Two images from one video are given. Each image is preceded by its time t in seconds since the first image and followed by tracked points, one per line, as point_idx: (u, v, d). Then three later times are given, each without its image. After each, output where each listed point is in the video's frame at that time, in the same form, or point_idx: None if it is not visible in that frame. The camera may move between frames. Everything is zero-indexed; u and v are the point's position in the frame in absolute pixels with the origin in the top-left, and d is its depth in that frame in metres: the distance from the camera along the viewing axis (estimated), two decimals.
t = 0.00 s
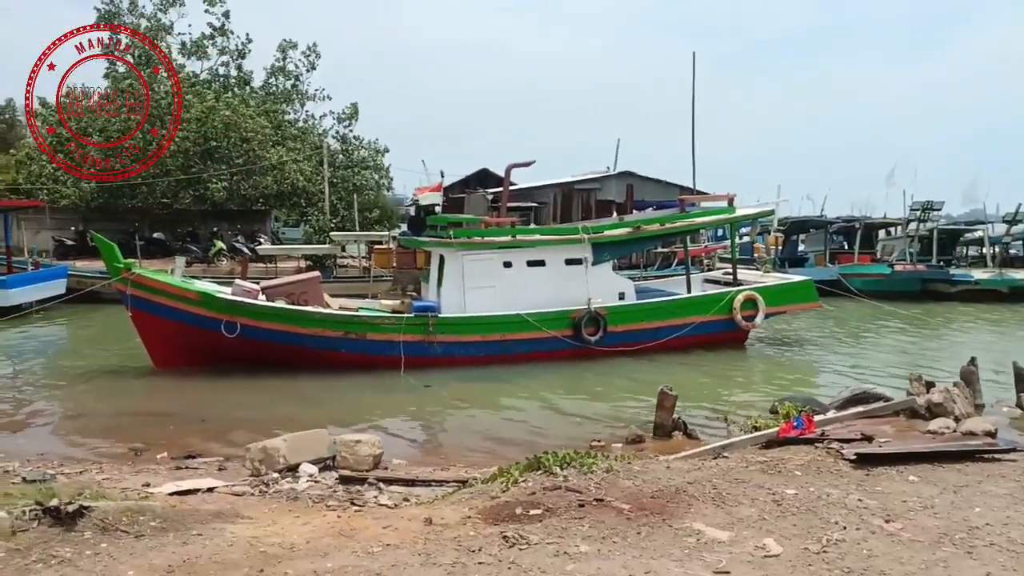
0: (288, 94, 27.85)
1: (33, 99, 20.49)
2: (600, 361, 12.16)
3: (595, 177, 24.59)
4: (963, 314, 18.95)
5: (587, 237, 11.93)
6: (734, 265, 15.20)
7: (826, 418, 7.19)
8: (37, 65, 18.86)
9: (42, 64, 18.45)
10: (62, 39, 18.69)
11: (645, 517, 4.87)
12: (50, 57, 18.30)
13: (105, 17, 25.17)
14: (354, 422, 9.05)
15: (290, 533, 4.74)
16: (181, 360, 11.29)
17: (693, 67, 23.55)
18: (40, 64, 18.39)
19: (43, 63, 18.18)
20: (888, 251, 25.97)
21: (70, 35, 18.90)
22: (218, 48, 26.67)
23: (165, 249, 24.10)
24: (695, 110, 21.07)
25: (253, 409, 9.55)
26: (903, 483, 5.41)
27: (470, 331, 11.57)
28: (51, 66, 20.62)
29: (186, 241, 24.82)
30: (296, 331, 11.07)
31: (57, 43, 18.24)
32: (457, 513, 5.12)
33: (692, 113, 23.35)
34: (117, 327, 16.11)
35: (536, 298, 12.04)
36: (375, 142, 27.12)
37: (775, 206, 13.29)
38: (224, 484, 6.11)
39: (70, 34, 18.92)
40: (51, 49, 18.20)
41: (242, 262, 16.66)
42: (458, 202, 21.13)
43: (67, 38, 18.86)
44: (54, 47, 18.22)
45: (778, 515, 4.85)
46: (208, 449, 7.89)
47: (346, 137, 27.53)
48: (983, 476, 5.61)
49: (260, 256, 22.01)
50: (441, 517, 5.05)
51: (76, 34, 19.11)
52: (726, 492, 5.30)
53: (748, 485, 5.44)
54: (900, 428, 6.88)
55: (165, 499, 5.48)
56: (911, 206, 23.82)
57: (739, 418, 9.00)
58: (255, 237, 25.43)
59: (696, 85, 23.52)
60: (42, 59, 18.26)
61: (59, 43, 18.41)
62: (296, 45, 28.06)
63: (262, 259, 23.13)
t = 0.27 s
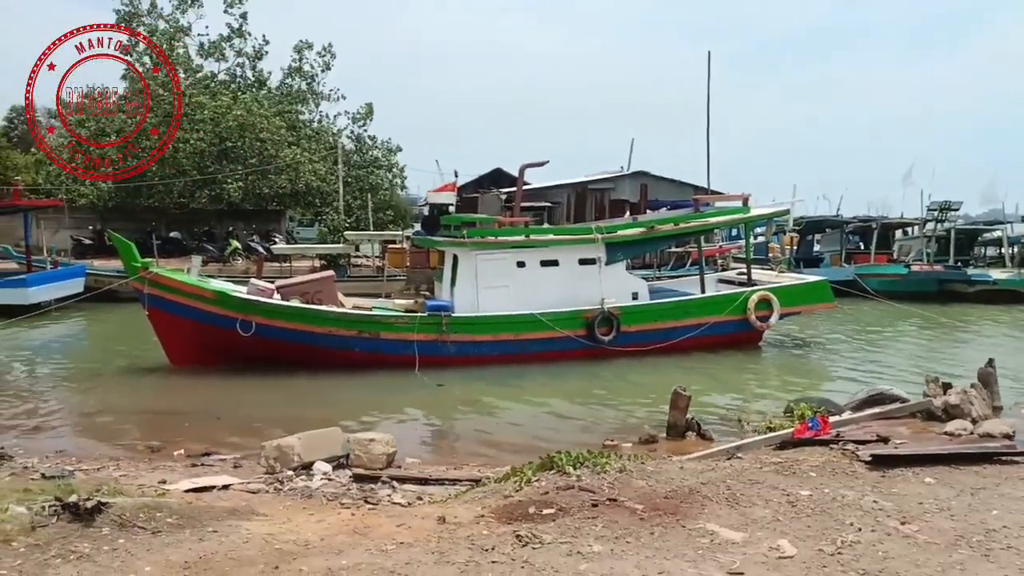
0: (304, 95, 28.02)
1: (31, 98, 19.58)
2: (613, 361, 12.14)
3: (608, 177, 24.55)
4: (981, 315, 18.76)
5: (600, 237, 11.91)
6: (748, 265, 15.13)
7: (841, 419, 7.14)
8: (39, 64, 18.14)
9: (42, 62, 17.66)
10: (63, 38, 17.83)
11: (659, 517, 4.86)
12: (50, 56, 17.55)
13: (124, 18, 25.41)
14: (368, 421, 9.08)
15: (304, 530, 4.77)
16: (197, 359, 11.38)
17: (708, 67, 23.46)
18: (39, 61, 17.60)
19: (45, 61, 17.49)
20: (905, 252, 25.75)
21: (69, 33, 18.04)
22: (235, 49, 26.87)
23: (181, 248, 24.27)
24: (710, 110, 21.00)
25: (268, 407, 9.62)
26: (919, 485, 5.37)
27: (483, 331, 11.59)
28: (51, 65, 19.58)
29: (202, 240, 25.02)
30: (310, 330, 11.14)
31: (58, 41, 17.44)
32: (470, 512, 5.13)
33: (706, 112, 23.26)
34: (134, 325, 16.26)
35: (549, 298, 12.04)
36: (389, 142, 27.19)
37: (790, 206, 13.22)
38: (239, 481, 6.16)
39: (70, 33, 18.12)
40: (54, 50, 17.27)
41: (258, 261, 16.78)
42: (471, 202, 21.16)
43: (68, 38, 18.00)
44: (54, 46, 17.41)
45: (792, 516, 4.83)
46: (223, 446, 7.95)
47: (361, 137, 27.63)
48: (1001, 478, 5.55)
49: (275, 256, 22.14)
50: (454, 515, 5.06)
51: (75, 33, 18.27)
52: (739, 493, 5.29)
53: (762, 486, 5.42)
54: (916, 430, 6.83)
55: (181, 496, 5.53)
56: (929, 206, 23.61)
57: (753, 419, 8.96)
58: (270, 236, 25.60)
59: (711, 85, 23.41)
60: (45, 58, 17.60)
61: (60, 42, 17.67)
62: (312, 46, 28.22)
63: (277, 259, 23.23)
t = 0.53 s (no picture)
0: (323, 95, 28.19)
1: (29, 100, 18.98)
2: (631, 361, 12.11)
3: (626, 177, 24.46)
4: (1005, 317, 18.50)
5: (618, 237, 11.88)
6: (767, 267, 15.02)
7: (861, 422, 7.07)
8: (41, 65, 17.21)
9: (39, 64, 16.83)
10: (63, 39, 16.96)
11: (677, 519, 4.84)
12: (50, 56, 16.71)
13: (147, 20, 25.68)
14: (385, 420, 9.11)
15: (324, 527, 4.80)
16: (217, 357, 11.48)
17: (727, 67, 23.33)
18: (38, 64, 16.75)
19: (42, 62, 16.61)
20: (927, 253, 25.44)
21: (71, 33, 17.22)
22: (256, 51, 27.09)
23: (202, 248, 24.47)
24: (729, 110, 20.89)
25: (287, 405, 9.68)
26: (942, 488, 5.31)
27: (501, 331, 11.59)
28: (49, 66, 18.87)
29: (222, 239, 25.21)
30: (329, 329, 11.20)
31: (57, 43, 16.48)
32: (487, 511, 5.14)
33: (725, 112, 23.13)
34: (155, 323, 16.42)
35: (566, 298, 12.03)
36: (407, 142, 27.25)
37: (810, 206, 13.11)
38: (259, 478, 6.21)
39: (71, 32, 17.38)
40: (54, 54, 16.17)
41: (277, 260, 16.89)
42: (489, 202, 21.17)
43: (67, 38, 17.32)
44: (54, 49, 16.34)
45: (812, 519, 4.80)
46: (242, 443, 8.02)
47: (379, 137, 27.73)
48: None
49: (294, 255, 22.26)
50: (472, 515, 5.07)
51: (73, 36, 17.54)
52: (759, 495, 5.25)
53: (781, 488, 5.38)
54: (939, 434, 6.75)
55: (202, 492, 5.58)
56: (952, 206, 23.32)
57: (773, 420, 8.89)
58: (289, 236, 25.75)
59: (731, 84, 23.28)
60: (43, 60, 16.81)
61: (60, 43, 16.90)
62: (331, 47, 28.39)
63: (296, 258, 23.35)
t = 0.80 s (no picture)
0: (341, 95, 28.34)
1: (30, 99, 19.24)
2: (649, 360, 12.07)
3: (643, 176, 24.37)
4: None
5: (636, 236, 11.83)
6: (787, 265, 14.90)
7: (884, 423, 7.00)
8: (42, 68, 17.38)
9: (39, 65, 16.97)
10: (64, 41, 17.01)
11: (698, 519, 4.81)
12: (50, 56, 16.99)
13: (167, 20, 25.93)
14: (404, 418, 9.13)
15: (344, 526, 4.82)
16: (237, 355, 11.57)
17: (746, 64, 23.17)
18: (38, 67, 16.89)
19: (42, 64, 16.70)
20: (949, 251, 25.16)
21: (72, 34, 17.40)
22: (274, 51, 27.30)
23: (222, 247, 24.68)
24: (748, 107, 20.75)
25: (306, 403, 9.73)
26: (967, 490, 5.24)
27: (519, 330, 11.59)
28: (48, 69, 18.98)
29: (242, 239, 25.40)
30: (347, 328, 11.25)
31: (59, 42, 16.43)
32: (507, 510, 5.14)
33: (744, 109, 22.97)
34: (176, 323, 16.57)
35: (584, 297, 12.01)
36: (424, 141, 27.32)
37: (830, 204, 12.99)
38: (279, 476, 6.25)
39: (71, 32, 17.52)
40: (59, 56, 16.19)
41: (296, 260, 16.98)
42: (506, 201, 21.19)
43: (68, 38, 17.55)
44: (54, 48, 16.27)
45: (835, 521, 4.75)
46: (262, 442, 8.07)
47: (396, 137, 27.82)
48: None
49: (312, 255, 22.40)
50: (491, 514, 5.07)
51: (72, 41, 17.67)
52: (781, 496, 5.21)
53: (803, 489, 5.33)
54: (964, 434, 6.66)
55: (224, 490, 5.63)
56: (974, 203, 23.07)
57: (793, 421, 8.82)
58: (307, 235, 25.90)
59: (749, 81, 23.11)
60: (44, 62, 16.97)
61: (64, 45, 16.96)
62: (349, 46, 28.52)
63: (314, 257, 23.49)
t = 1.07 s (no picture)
0: (363, 95, 28.48)
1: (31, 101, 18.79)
2: (670, 361, 12.00)
3: (665, 175, 24.25)
4: None
5: (657, 236, 11.75)
6: (811, 266, 14.75)
7: (910, 426, 6.89)
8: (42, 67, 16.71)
9: (41, 64, 16.46)
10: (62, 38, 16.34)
11: (721, 521, 4.77)
12: (49, 57, 16.16)
13: (194, 21, 26.23)
14: (425, 417, 9.14)
15: (366, 523, 4.83)
16: (260, 353, 11.67)
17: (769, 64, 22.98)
18: (36, 65, 16.36)
19: (41, 63, 16.18)
20: (977, 251, 24.82)
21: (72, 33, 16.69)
22: (297, 52, 27.50)
23: (245, 246, 24.89)
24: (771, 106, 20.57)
25: (328, 402, 9.78)
26: (996, 495, 5.15)
27: (539, 329, 11.58)
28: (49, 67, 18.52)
29: (264, 238, 25.59)
30: (369, 327, 11.29)
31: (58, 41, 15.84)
32: (528, 510, 5.13)
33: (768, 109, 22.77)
34: (201, 321, 16.74)
35: (604, 297, 11.96)
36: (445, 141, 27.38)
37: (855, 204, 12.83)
38: (301, 473, 6.29)
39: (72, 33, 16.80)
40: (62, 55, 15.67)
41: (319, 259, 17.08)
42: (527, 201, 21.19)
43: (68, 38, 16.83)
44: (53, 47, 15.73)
45: (861, 524, 4.69)
46: (284, 439, 8.12)
47: (418, 137, 27.90)
48: None
49: (334, 254, 22.56)
50: (512, 513, 5.07)
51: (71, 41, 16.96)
52: (805, 499, 5.15)
53: (828, 492, 5.27)
54: (993, 438, 6.54)
55: (247, 487, 5.67)
56: (1002, 203, 22.81)
57: (817, 423, 8.72)
58: (329, 235, 26.02)
59: (773, 80, 22.90)
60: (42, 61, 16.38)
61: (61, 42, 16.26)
62: (372, 47, 28.68)
63: (336, 257, 23.62)
